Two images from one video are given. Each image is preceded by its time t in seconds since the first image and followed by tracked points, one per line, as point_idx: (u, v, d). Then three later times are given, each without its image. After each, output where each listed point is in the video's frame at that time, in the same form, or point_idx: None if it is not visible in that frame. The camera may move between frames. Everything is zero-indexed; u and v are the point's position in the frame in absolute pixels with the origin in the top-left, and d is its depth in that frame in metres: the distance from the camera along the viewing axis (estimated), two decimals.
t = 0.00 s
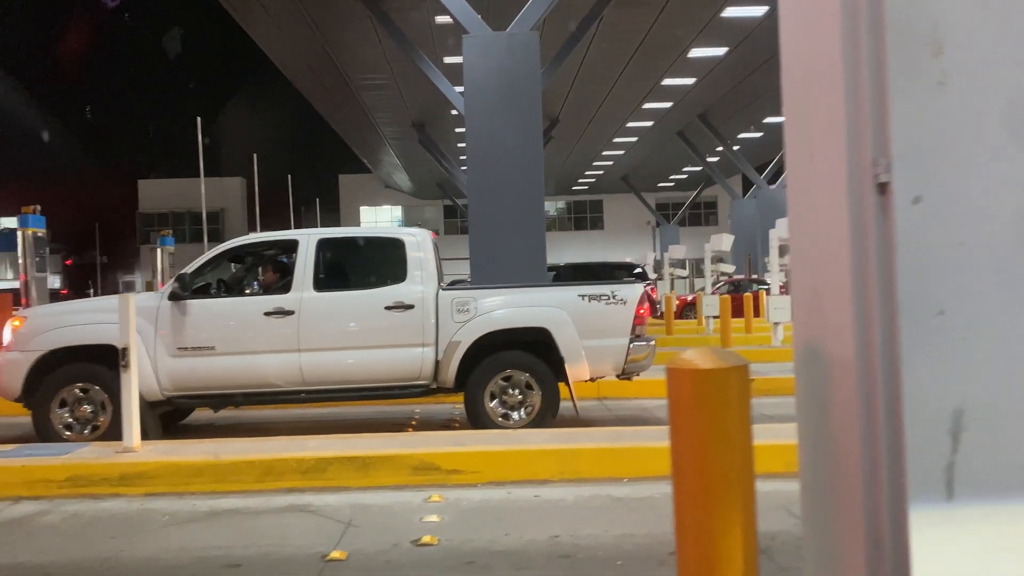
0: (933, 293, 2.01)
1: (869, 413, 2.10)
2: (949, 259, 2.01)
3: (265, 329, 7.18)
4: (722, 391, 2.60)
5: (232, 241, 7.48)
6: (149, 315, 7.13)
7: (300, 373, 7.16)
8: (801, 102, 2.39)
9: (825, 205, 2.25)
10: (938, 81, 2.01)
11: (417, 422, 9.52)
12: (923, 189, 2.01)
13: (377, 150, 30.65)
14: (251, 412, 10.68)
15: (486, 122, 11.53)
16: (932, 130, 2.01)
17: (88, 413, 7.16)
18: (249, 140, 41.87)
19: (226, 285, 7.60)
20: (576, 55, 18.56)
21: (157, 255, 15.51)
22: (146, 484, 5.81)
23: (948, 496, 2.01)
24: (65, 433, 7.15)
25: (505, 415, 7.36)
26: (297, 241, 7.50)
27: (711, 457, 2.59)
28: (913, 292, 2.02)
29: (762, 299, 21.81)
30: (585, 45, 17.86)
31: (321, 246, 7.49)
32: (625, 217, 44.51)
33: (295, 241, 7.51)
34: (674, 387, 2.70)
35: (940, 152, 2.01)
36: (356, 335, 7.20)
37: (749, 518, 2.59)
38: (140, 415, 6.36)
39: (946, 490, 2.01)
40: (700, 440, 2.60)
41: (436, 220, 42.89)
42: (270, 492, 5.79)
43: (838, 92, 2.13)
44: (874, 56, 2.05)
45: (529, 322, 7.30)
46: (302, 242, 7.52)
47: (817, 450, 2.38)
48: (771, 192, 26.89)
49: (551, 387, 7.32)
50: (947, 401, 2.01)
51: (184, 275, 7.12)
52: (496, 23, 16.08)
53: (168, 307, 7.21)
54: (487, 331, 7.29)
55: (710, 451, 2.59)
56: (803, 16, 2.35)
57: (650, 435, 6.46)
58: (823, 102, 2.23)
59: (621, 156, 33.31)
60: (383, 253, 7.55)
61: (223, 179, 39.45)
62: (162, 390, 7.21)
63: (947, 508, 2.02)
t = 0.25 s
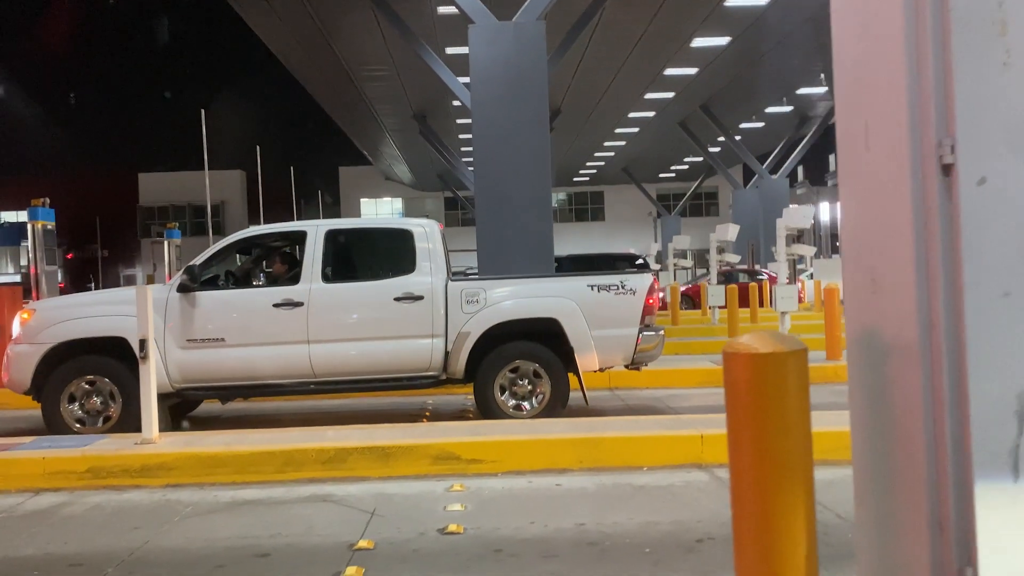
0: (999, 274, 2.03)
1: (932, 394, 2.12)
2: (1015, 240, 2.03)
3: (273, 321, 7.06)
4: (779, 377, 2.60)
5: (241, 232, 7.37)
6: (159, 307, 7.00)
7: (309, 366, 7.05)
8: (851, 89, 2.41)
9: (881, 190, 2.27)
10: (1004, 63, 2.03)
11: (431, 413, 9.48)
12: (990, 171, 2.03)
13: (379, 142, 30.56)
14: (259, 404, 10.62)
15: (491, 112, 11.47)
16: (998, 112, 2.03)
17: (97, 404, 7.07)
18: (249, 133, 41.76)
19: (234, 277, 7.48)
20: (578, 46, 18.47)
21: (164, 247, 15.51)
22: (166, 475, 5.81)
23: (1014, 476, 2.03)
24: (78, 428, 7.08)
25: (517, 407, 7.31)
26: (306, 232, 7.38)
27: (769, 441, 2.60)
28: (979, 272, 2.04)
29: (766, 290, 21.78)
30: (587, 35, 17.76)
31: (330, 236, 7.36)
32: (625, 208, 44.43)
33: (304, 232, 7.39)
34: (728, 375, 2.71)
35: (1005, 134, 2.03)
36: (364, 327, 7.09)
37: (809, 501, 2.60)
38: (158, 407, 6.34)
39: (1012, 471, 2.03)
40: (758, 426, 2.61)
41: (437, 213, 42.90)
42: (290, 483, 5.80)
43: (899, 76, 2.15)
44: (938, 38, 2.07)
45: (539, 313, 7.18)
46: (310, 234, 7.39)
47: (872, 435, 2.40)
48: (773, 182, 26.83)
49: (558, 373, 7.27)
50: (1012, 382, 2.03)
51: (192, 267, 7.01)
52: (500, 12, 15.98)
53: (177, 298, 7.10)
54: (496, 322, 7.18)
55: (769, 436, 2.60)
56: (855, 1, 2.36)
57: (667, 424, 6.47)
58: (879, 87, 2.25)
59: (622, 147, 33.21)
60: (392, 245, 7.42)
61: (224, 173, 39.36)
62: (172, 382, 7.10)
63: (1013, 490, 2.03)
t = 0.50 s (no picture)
0: None
1: (978, 376, 2.20)
2: None
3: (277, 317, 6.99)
4: (820, 367, 2.67)
5: (243, 227, 7.28)
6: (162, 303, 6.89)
7: (315, 361, 6.99)
8: (889, 85, 2.50)
9: (924, 179, 2.35)
10: None
11: (439, 409, 9.14)
12: None
13: (379, 137, 30.52)
14: (264, 397, 10.52)
15: (495, 106, 11.43)
16: None
17: (104, 401, 7.00)
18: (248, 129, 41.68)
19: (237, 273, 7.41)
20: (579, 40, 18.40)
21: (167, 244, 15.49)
22: (181, 471, 5.81)
23: None
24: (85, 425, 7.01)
25: (525, 401, 7.29)
26: (309, 227, 7.32)
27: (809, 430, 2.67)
28: None
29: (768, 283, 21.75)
30: (588, 30, 17.71)
31: (334, 231, 7.31)
32: (625, 203, 44.37)
33: (307, 227, 7.32)
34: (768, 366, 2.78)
35: None
36: (369, 322, 7.03)
37: (851, 491, 2.66)
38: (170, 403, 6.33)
39: None
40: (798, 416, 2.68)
41: (437, 208, 42.88)
42: (304, 478, 5.80)
43: (944, 69, 2.24)
44: (984, 33, 2.17)
45: (544, 307, 7.13)
46: (314, 229, 7.34)
47: (912, 421, 2.47)
48: (773, 176, 26.79)
49: (562, 364, 7.23)
50: None
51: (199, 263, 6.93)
52: (501, 6, 15.92)
53: (181, 293, 7.00)
54: (501, 317, 7.13)
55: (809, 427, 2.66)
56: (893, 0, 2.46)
57: (680, 417, 6.45)
58: (921, 81, 2.34)
59: (622, 141, 33.14)
60: (395, 240, 7.37)
61: (223, 169, 39.27)
62: (177, 379, 7.02)
63: None
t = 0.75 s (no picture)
0: None
1: (1007, 367, 2.26)
2: None
3: (278, 315, 6.93)
4: (847, 364, 2.73)
5: (246, 226, 7.23)
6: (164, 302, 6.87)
7: (317, 360, 6.95)
8: (910, 83, 2.54)
9: (950, 175, 2.39)
10: None
11: (445, 407, 9.07)
12: None
13: (378, 135, 30.49)
14: (266, 397, 10.48)
15: (497, 103, 11.40)
16: None
17: (106, 400, 6.96)
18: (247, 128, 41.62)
19: (239, 271, 7.37)
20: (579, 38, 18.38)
21: (168, 242, 15.48)
22: (190, 470, 5.82)
23: None
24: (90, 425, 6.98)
25: (530, 399, 7.28)
26: (311, 226, 7.26)
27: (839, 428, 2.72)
28: None
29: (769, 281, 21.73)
30: (588, 27, 17.69)
31: (337, 231, 7.25)
32: (624, 200, 44.35)
33: (310, 226, 7.26)
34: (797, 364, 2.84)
35: None
36: (370, 320, 6.98)
37: (881, 490, 2.70)
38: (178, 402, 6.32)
39: None
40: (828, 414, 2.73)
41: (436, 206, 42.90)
42: (313, 477, 5.80)
43: (973, 67, 2.30)
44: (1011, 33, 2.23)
45: (546, 305, 7.12)
46: (315, 228, 7.26)
47: (934, 415, 2.51)
48: (773, 173, 26.78)
49: (562, 358, 7.20)
50: None
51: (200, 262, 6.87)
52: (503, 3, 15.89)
53: (183, 292, 6.97)
54: (503, 314, 7.11)
55: (840, 425, 2.71)
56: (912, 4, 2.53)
57: (688, 414, 6.45)
58: (948, 79, 2.38)
59: (622, 138, 33.12)
60: (397, 239, 7.32)
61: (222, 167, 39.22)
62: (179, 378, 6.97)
63: None
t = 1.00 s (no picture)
0: None
1: None
2: None
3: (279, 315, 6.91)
4: (869, 363, 2.84)
5: (247, 226, 7.21)
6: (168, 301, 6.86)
7: (319, 360, 6.93)
8: (935, 91, 2.69)
9: (976, 181, 2.53)
10: None
11: (449, 406, 9.07)
12: None
13: (378, 135, 30.48)
14: (268, 397, 10.43)
15: (500, 104, 11.40)
16: None
17: (109, 401, 6.96)
18: (246, 127, 41.58)
19: (241, 272, 7.34)
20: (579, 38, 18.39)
21: (169, 242, 15.46)
22: (198, 470, 5.82)
23: None
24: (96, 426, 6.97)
25: (535, 397, 7.25)
26: (313, 226, 7.24)
27: (859, 425, 2.84)
28: None
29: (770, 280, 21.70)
30: (589, 27, 17.69)
31: (339, 231, 7.23)
32: (624, 200, 44.36)
33: (312, 226, 7.25)
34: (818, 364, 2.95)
35: None
36: (373, 320, 6.97)
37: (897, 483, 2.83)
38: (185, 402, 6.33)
39: None
40: (848, 412, 2.86)
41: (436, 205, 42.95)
42: (321, 477, 5.81)
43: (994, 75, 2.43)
44: None
45: (548, 305, 7.12)
46: (317, 227, 7.25)
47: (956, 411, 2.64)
48: (773, 172, 26.78)
49: (560, 354, 7.18)
50: None
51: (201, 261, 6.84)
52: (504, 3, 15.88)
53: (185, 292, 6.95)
54: (505, 314, 7.11)
55: (859, 425, 2.83)
56: (937, 18, 2.66)
57: (694, 414, 6.46)
58: (970, 87, 2.53)
59: (622, 138, 33.13)
60: (398, 238, 7.31)
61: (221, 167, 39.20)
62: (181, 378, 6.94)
63: None
